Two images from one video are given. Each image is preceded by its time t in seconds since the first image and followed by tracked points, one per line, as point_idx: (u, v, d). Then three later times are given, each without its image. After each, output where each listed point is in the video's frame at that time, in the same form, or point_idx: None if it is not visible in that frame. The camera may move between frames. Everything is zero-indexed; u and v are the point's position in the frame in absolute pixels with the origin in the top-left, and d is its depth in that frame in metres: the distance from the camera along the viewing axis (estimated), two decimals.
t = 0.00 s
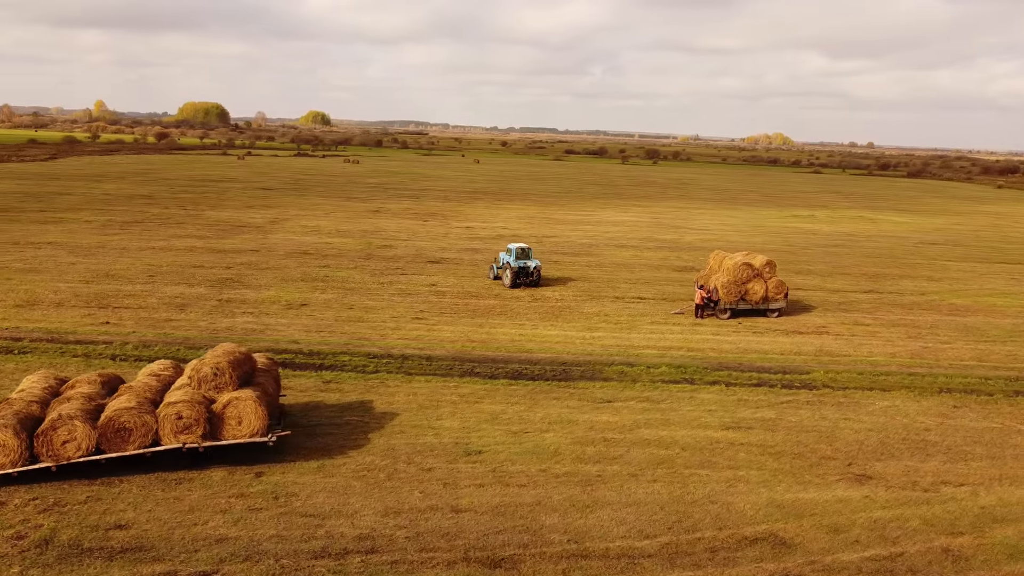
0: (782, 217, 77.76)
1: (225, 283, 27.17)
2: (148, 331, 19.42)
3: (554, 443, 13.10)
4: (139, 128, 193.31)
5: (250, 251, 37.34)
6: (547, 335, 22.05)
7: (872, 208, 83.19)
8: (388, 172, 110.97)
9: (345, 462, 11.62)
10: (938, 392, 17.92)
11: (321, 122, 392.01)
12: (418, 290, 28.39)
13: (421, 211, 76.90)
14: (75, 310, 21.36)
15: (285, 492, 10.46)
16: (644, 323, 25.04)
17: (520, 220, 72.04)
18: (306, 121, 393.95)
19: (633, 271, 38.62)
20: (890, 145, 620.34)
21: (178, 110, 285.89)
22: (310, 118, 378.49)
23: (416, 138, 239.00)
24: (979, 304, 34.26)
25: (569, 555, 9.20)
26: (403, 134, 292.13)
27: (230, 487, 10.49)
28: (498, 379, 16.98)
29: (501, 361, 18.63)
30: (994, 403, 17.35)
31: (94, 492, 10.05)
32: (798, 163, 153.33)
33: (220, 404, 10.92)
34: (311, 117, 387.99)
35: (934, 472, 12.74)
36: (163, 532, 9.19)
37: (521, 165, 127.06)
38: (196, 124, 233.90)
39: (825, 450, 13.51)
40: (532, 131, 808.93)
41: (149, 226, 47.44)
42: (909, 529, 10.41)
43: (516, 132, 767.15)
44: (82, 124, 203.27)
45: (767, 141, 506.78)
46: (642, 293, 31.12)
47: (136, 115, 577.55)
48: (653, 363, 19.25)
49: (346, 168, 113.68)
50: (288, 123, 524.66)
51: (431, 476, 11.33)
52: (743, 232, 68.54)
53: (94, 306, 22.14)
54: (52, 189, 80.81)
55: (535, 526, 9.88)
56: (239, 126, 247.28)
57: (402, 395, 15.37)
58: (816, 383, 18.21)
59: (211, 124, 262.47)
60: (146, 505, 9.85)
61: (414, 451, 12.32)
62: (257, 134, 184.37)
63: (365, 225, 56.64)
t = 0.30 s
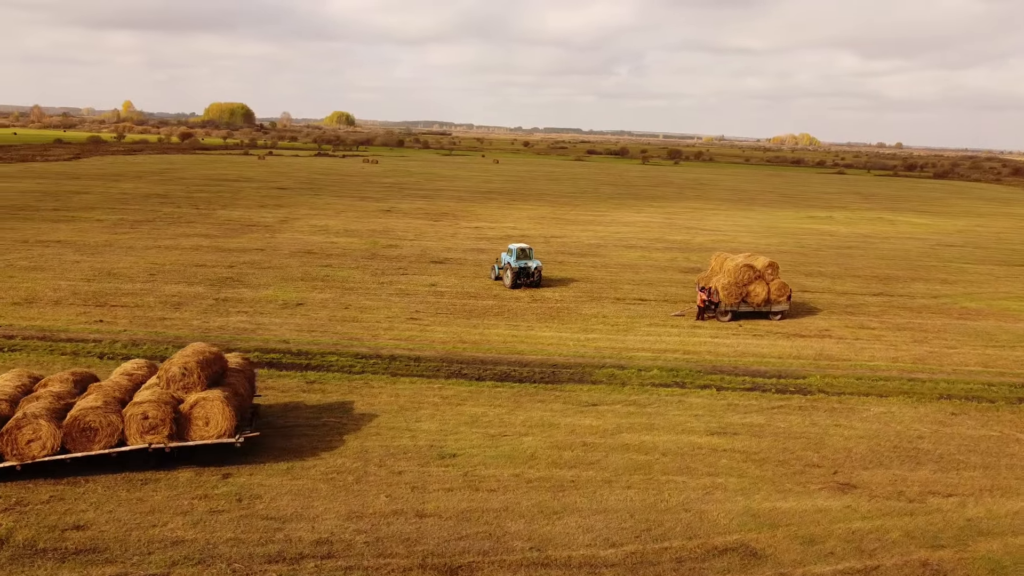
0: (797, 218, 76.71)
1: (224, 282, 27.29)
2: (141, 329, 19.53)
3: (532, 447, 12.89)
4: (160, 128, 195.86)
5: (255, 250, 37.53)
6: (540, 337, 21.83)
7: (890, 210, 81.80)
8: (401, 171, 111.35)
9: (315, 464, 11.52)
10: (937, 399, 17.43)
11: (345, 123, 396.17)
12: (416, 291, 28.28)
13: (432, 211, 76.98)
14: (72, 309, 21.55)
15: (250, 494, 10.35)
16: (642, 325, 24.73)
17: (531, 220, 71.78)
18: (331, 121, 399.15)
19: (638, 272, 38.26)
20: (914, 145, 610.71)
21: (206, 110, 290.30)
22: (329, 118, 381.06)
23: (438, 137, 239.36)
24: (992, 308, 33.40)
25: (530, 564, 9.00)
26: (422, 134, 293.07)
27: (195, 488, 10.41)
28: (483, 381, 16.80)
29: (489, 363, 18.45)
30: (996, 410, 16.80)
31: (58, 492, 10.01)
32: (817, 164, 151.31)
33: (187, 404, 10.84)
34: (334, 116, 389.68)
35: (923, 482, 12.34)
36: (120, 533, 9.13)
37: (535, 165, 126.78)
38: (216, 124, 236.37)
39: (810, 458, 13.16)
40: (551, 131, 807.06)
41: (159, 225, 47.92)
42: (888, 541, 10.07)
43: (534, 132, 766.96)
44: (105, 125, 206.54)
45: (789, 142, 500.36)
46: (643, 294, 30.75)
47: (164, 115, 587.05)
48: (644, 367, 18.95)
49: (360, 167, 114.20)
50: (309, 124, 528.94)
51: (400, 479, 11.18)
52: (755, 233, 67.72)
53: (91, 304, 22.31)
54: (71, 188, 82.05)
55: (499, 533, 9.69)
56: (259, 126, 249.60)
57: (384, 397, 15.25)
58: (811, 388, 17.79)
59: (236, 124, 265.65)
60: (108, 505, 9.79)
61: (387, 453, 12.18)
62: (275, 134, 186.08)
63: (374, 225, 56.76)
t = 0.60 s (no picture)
0: (812, 220, 75.56)
1: (224, 281, 27.37)
2: (133, 328, 19.60)
3: (508, 451, 12.66)
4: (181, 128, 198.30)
5: (260, 249, 37.69)
6: (534, 339, 21.60)
7: (909, 211, 80.34)
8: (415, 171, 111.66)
9: (283, 467, 11.40)
10: (935, 406, 16.91)
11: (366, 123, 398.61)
12: (415, 291, 28.15)
13: (444, 211, 77.02)
14: (68, 307, 21.71)
15: (213, 497, 10.25)
16: (640, 327, 24.37)
17: (542, 220, 71.50)
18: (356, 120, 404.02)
19: (643, 273, 37.86)
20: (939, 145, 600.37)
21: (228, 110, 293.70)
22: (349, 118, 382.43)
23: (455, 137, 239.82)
24: (1006, 312, 32.53)
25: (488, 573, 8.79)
26: (442, 135, 292.98)
27: (159, 490, 10.33)
28: (468, 383, 16.61)
29: (477, 365, 18.25)
30: (996, 418, 16.28)
31: (21, 492, 9.99)
32: (837, 164, 149.26)
33: (154, 405, 10.77)
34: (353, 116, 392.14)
35: (909, 493, 11.93)
36: (76, 534, 9.06)
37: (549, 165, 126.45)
38: (237, 124, 238.81)
39: (794, 466, 12.80)
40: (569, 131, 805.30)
41: (170, 224, 48.36)
42: (864, 555, 9.74)
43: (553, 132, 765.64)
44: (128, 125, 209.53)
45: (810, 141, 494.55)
46: (645, 296, 30.35)
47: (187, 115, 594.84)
48: (636, 370, 18.64)
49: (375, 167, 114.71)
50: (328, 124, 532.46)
51: (368, 484, 11.01)
52: (769, 234, 66.86)
53: (88, 302, 22.47)
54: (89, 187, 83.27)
55: (460, 540, 9.49)
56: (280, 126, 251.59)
57: (365, 398, 15.11)
58: (804, 394, 17.38)
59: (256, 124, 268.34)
60: (69, 506, 9.75)
61: (359, 456, 12.02)
62: (294, 134, 187.63)
63: (384, 225, 56.84)
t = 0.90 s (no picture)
0: (828, 221, 74.32)
1: (223, 280, 27.46)
2: (125, 327, 19.67)
3: (481, 455, 12.45)
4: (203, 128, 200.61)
5: (265, 248, 37.85)
6: (527, 340, 21.35)
7: (930, 212, 78.71)
8: (429, 171, 111.83)
9: (250, 469, 11.27)
10: (934, 413, 16.37)
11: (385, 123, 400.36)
12: (413, 291, 28.01)
13: (456, 210, 77.00)
14: (64, 305, 21.87)
15: (174, 498, 10.15)
16: (638, 329, 24.00)
17: (554, 220, 71.12)
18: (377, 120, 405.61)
19: (649, 274, 37.41)
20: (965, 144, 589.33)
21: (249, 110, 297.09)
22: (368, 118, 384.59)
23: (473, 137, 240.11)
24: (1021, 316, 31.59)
25: None
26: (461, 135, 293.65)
27: (121, 491, 10.25)
28: (453, 385, 16.41)
29: (464, 366, 18.04)
30: (997, 426, 15.73)
31: None
32: (859, 164, 146.96)
33: (119, 404, 10.71)
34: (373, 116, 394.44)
35: (894, 504, 11.52)
36: (30, 536, 9.00)
37: (565, 165, 125.90)
38: (257, 124, 241.05)
39: (777, 474, 12.43)
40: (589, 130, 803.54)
41: (181, 223, 48.78)
42: (837, 570, 9.39)
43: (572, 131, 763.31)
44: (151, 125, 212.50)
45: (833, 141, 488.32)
46: (647, 298, 29.94)
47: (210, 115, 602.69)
48: (627, 373, 18.32)
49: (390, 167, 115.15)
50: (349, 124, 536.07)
51: (332, 487, 10.84)
52: (784, 235, 65.90)
53: (85, 300, 22.63)
54: (108, 186, 84.45)
55: (418, 547, 9.30)
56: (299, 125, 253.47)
57: (345, 399, 14.96)
58: (797, 399, 16.95)
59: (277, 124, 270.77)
60: (30, 506, 9.71)
61: (329, 459, 11.86)
62: (313, 134, 189.07)
63: (394, 224, 56.85)
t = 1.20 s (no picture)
0: (846, 222, 73.01)
1: (223, 279, 27.57)
2: (118, 325, 19.77)
3: (454, 459, 12.22)
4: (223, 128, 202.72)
5: (271, 247, 37.98)
6: (520, 341, 21.11)
7: (952, 214, 77.03)
8: (444, 170, 111.92)
9: (216, 471, 11.15)
10: (931, 421, 15.85)
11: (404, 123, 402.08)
12: (412, 291, 27.89)
13: (468, 210, 76.91)
14: (62, 303, 22.07)
15: (135, 500, 10.05)
16: (635, 330, 23.64)
17: (566, 220, 70.74)
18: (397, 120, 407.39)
19: (655, 275, 36.94)
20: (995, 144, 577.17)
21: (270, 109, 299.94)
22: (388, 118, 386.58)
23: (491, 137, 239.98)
24: None
25: None
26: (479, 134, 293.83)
27: (83, 491, 10.18)
28: (437, 387, 16.21)
29: (452, 368, 17.86)
30: (996, 436, 15.17)
31: None
32: (882, 163, 144.51)
33: (84, 404, 10.66)
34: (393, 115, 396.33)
35: (876, 516, 11.10)
36: None
37: (581, 164, 125.27)
38: (277, 123, 243.06)
39: (758, 482, 12.07)
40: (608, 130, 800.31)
41: (192, 222, 49.20)
42: None
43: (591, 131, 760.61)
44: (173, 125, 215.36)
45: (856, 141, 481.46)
46: (649, 299, 29.52)
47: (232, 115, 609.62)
48: (617, 376, 18.00)
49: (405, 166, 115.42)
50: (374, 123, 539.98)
51: (297, 490, 10.69)
52: (799, 236, 64.96)
53: (83, 298, 22.81)
54: (126, 184, 85.61)
55: (373, 553, 9.10)
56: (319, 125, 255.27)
57: (326, 400, 14.82)
58: (790, 405, 16.52)
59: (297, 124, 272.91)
60: None
61: (298, 461, 11.71)
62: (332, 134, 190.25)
63: (403, 224, 56.84)
